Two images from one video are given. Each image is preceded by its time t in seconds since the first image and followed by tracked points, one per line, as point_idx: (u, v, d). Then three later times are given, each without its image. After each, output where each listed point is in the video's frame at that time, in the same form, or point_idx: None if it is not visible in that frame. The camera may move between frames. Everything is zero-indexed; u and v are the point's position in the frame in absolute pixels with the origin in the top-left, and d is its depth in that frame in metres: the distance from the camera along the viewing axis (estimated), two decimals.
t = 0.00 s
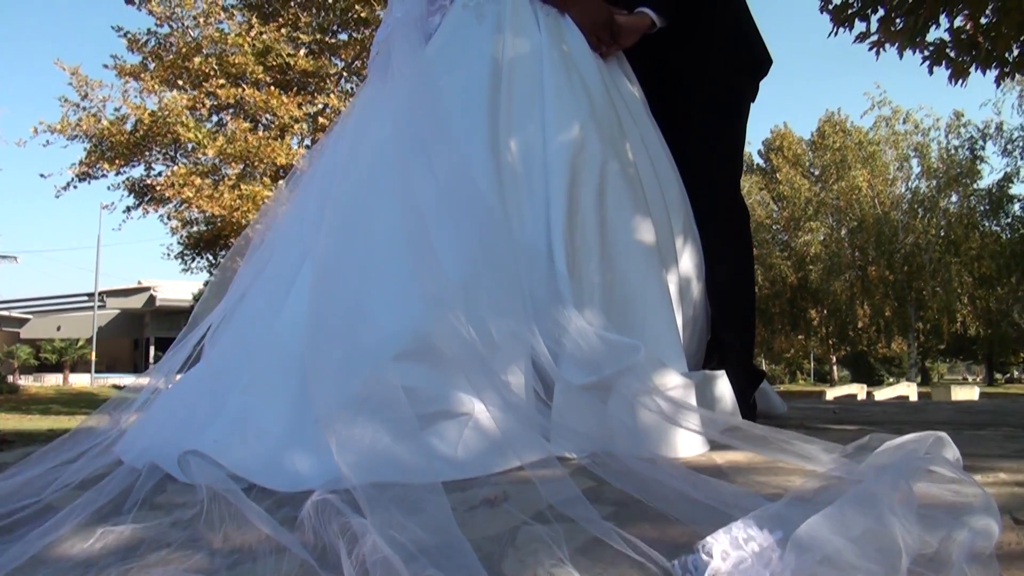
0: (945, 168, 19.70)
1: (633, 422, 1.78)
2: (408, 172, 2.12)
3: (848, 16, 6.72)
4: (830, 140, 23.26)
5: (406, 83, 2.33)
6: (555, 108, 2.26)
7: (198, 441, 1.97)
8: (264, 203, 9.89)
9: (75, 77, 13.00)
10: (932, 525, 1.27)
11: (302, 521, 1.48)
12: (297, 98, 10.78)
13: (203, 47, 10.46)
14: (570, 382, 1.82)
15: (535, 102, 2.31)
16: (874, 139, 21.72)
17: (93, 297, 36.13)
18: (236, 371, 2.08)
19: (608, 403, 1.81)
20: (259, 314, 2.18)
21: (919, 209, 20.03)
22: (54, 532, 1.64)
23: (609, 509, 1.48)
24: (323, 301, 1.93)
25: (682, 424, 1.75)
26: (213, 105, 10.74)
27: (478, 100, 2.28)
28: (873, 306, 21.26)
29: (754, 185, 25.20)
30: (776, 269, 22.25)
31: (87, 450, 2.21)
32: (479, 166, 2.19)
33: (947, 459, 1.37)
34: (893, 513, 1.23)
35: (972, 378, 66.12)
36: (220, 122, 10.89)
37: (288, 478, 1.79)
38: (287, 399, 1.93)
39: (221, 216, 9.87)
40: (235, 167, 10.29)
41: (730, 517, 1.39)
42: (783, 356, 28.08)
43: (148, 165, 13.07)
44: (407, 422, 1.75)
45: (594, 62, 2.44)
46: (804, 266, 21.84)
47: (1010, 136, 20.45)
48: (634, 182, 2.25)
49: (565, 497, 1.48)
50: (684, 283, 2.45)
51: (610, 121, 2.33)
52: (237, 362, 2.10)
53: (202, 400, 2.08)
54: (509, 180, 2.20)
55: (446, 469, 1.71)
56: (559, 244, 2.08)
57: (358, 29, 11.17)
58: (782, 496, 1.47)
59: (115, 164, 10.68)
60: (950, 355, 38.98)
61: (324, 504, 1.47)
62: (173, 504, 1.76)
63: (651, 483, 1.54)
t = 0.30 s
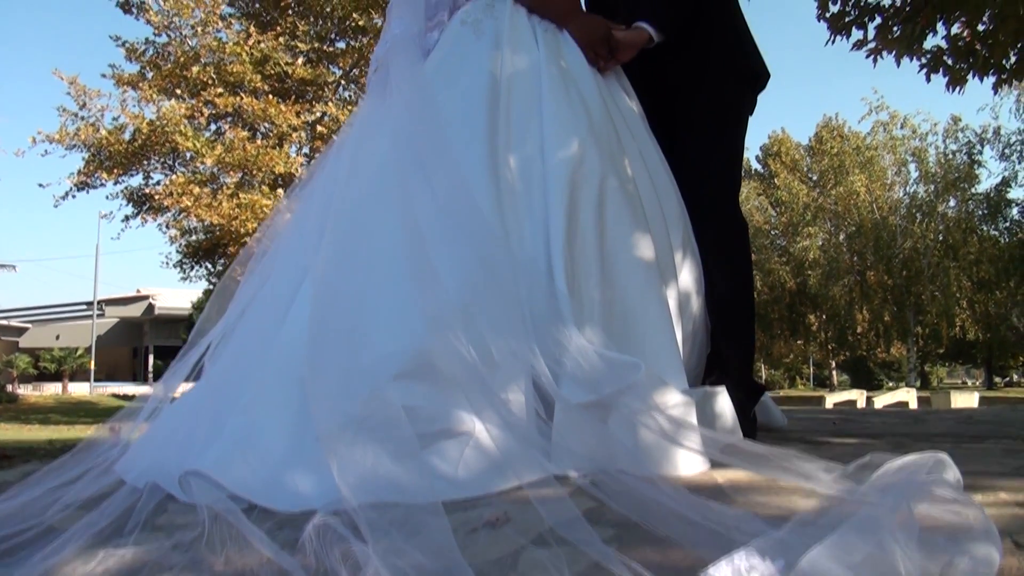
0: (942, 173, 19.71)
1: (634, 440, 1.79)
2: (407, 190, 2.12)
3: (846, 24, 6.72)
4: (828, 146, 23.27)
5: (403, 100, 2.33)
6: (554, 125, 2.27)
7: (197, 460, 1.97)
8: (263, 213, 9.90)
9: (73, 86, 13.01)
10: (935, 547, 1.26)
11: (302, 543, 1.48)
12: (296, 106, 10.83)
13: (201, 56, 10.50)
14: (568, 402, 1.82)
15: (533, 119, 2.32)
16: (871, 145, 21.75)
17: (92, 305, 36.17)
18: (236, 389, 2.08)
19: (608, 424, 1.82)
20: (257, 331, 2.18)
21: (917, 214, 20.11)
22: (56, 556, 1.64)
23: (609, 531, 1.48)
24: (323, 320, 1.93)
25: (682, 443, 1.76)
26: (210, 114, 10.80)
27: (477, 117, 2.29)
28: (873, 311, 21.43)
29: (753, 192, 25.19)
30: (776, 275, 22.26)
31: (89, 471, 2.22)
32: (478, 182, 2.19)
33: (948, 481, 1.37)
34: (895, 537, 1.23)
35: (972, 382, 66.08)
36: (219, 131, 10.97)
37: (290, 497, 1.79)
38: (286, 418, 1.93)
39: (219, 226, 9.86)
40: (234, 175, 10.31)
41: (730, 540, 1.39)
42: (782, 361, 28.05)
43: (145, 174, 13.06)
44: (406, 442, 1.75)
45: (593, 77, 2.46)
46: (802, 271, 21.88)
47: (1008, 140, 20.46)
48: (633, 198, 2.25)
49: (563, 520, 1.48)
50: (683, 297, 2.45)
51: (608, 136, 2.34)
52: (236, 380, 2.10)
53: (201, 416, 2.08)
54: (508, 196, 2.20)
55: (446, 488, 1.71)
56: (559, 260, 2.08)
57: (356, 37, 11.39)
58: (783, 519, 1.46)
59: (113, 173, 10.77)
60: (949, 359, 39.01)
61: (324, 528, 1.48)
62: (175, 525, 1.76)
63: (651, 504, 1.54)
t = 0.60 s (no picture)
0: (942, 178, 19.91)
1: (635, 459, 1.80)
2: (406, 209, 2.12)
3: (844, 33, 6.74)
4: (827, 151, 23.29)
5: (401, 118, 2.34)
6: (553, 142, 2.27)
7: (198, 481, 1.96)
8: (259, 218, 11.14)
9: (73, 96, 13.10)
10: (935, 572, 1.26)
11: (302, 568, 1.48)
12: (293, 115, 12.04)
13: (201, 67, 11.68)
14: (568, 422, 1.83)
15: (532, 137, 2.32)
16: (870, 150, 21.80)
17: (91, 314, 36.27)
18: (237, 407, 2.08)
19: (610, 442, 1.82)
20: (256, 351, 2.17)
21: (916, 219, 20.26)
22: None
23: (610, 555, 1.48)
24: (323, 340, 1.92)
25: (682, 463, 1.76)
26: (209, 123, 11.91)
27: (477, 133, 2.29)
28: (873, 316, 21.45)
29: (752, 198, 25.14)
30: (775, 280, 22.38)
31: (90, 492, 2.22)
32: (477, 200, 2.19)
33: (947, 502, 1.37)
34: (897, 564, 1.23)
35: (972, 387, 66.11)
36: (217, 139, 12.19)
37: (291, 518, 1.78)
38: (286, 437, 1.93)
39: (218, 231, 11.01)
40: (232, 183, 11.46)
41: (730, 566, 1.39)
42: (782, 367, 28.09)
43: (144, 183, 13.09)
44: (407, 461, 1.75)
45: (591, 93, 2.46)
46: (801, 277, 21.95)
47: (1006, 144, 20.57)
48: (632, 214, 2.25)
49: (562, 545, 1.48)
50: (682, 312, 2.45)
51: (607, 153, 2.34)
52: (237, 398, 2.10)
53: (203, 435, 2.08)
54: (507, 214, 2.20)
55: (447, 509, 1.71)
56: (559, 278, 2.08)
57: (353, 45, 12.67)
58: (785, 543, 1.46)
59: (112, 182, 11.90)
60: (949, 364, 39.07)
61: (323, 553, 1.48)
62: (177, 546, 1.76)
63: (651, 527, 1.54)
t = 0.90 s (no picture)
0: (940, 184, 20.19)
1: (634, 478, 1.80)
2: (405, 227, 2.12)
3: (841, 42, 6.76)
4: (825, 157, 23.37)
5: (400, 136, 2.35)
6: (551, 160, 2.27)
7: (197, 501, 1.96)
8: (258, 227, 11.96)
9: (71, 106, 13.19)
10: None
11: None
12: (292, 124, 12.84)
13: (199, 77, 12.53)
14: (568, 441, 1.82)
15: (532, 153, 2.32)
16: (868, 155, 21.87)
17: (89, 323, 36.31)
18: (237, 425, 2.08)
19: (610, 461, 1.82)
20: (255, 369, 2.17)
21: (914, 224, 20.48)
22: None
23: None
24: (323, 362, 1.93)
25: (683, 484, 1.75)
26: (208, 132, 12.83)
27: (475, 152, 2.29)
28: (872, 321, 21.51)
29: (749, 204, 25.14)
30: (774, 286, 22.48)
31: (90, 514, 2.21)
32: (476, 219, 2.19)
33: (948, 524, 1.37)
34: None
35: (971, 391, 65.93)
36: (215, 148, 13.02)
37: (290, 539, 1.77)
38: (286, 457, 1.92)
39: (217, 240, 11.85)
40: (231, 193, 12.33)
41: None
42: (781, 372, 28.11)
43: (142, 193, 13.14)
44: (406, 482, 1.75)
45: (589, 108, 2.47)
46: (801, 282, 22.07)
47: (1004, 149, 20.65)
48: (631, 231, 2.25)
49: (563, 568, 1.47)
50: (682, 328, 2.45)
51: (606, 169, 2.35)
52: (237, 416, 2.10)
53: (203, 454, 2.07)
54: (506, 231, 2.20)
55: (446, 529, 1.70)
56: (558, 295, 2.07)
57: (351, 54, 13.37)
58: (786, 566, 1.45)
59: (112, 191, 12.77)
60: (949, 369, 39.14)
61: None
62: (177, 569, 1.75)
63: (651, 551, 1.53)
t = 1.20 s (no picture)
0: (938, 188, 20.20)
1: (633, 499, 1.81)
2: (403, 244, 2.12)
3: (839, 50, 6.76)
4: (823, 162, 23.38)
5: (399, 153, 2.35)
6: (550, 176, 2.27)
7: (196, 520, 1.95)
8: (257, 235, 11.95)
9: (69, 114, 13.26)
10: None
11: None
12: (291, 130, 12.91)
13: (197, 84, 12.64)
14: (569, 460, 1.82)
15: (530, 169, 2.32)
16: (866, 160, 21.92)
17: (89, 330, 36.36)
18: (236, 442, 2.07)
19: (609, 480, 1.82)
20: (254, 386, 2.17)
21: (913, 229, 20.53)
22: None
23: None
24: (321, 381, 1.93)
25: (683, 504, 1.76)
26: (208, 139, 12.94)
27: (474, 167, 2.29)
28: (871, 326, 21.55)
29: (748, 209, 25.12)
30: (773, 291, 22.57)
31: (90, 533, 2.22)
32: (475, 235, 2.18)
33: (947, 549, 1.37)
34: None
35: (973, 395, 65.93)
36: (214, 155, 13.08)
37: (290, 561, 1.76)
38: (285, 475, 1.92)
39: (216, 247, 11.87)
40: (230, 201, 12.33)
41: None
42: (780, 377, 28.09)
43: (141, 201, 13.18)
44: (405, 504, 1.74)
45: (588, 123, 2.47)
46: (800, 288, 22.13)
47: (1002, 153, 20.70)
48: (631, 247, 2.25)
49: None
50: (682, 342, 2.45)
51: (605, 185, 2.34)
52: (235, 433, 2.09)
53: (199, 471, 2.07)
54: (505, 247, 2.19)
55: (445, 551, 1.70)
56: (559, 313, 2.06)
57: (349, 61, 13.35)
58: None
59: (110, 199, 12.80)
60: (948, 373, 39.21)
61: None
62: None
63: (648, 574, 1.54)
